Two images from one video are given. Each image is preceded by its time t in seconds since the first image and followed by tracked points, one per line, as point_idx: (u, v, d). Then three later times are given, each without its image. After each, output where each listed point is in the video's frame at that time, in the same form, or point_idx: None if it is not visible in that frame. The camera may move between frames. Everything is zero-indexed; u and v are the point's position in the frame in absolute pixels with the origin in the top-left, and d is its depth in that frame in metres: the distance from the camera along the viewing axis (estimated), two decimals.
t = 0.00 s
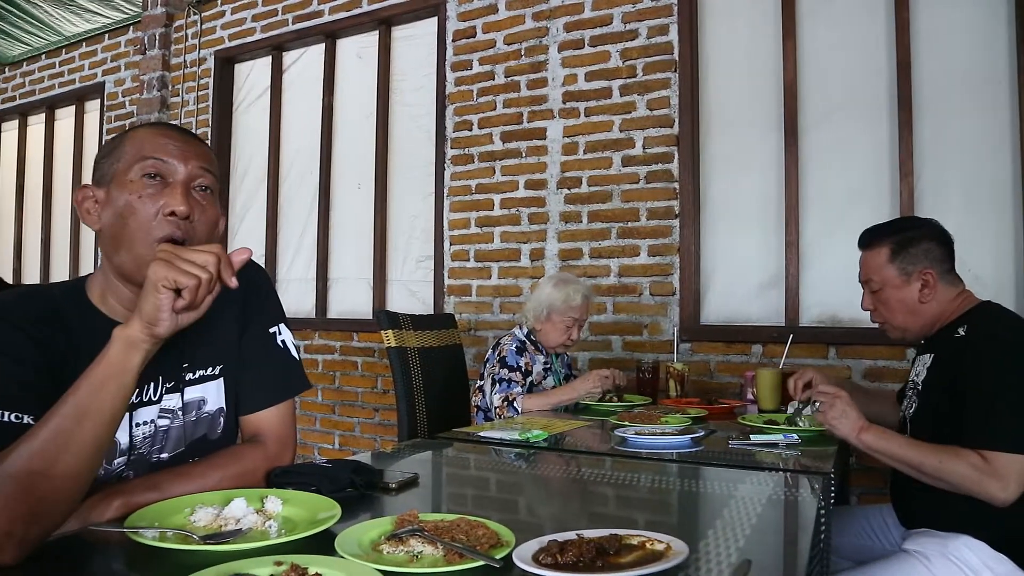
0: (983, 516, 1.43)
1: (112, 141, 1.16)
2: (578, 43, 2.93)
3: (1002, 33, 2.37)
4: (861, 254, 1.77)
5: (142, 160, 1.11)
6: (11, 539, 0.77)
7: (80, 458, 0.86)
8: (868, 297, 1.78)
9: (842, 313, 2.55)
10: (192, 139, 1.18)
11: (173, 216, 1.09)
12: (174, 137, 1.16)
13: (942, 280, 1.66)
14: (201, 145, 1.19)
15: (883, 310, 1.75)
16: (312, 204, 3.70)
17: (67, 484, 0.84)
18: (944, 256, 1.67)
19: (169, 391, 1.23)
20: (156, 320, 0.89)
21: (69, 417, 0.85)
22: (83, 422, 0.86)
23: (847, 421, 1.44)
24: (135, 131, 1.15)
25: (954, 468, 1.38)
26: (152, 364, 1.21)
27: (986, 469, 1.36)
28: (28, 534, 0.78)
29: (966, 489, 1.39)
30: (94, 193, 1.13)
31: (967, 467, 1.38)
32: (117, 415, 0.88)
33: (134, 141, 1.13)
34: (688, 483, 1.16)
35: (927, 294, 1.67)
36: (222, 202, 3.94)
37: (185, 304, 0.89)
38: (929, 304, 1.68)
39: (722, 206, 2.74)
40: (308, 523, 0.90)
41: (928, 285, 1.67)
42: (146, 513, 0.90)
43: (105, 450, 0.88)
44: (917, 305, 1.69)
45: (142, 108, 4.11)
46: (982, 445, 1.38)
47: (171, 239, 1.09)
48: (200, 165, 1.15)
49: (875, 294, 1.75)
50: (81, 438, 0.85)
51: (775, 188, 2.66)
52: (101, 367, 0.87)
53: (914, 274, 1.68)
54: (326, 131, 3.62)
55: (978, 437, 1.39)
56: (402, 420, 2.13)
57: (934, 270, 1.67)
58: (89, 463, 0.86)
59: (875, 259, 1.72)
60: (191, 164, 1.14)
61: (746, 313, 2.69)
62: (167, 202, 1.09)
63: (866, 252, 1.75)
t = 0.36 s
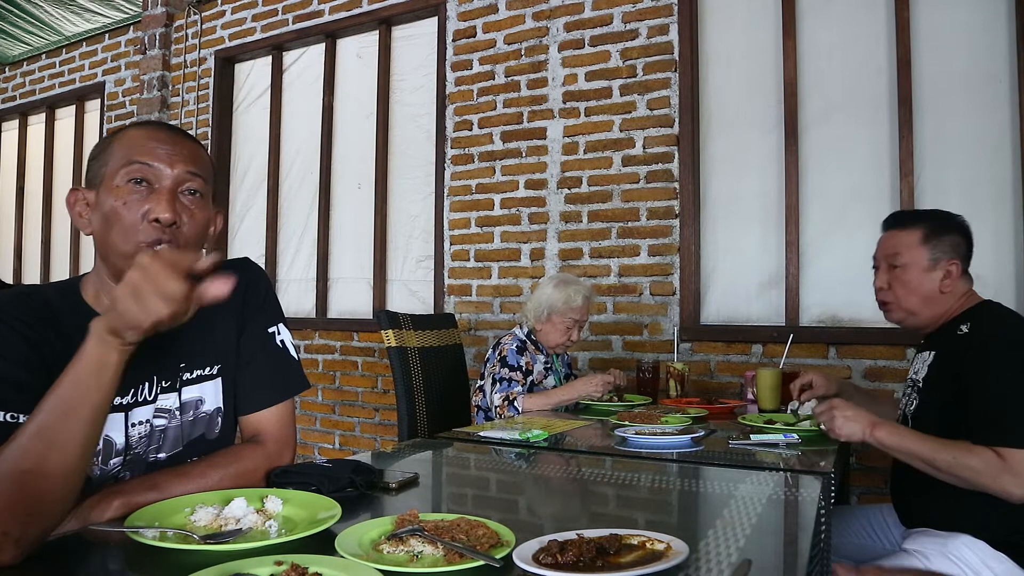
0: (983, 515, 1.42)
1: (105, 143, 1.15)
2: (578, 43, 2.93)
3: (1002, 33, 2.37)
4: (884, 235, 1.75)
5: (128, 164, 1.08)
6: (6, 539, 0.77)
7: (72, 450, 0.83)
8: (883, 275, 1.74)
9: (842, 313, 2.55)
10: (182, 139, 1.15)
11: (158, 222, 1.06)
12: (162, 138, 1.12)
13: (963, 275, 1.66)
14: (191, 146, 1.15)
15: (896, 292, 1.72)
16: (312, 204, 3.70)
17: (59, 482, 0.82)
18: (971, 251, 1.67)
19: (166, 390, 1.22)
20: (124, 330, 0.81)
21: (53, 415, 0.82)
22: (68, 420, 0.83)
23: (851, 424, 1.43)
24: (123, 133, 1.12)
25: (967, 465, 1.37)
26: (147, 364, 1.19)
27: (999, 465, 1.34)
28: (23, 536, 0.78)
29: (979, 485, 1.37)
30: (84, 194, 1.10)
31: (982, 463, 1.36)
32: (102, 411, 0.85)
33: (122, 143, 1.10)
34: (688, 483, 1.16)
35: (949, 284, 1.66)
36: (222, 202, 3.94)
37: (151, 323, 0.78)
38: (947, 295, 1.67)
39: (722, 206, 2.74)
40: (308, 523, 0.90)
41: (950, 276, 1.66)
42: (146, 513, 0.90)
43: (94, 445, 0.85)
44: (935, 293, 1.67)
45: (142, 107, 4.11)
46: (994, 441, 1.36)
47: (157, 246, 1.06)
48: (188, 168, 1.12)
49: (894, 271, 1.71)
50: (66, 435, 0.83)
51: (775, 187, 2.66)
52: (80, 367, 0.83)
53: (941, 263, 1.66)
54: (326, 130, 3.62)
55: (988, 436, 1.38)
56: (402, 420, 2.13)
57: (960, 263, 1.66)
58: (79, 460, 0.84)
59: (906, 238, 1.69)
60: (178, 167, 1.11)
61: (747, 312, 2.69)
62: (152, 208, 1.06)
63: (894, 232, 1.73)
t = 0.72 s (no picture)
0: (984, 515, 1.42)
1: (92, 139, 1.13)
2: (578, 43, 2.93)
3: (1002, 33, 2.36)
4: (912, 221, 1.72)
5: (132, 168, 1.07)
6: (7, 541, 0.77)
7: (67, 451, 0.83)
8: (903, 260, 1.70)
9: (842, 313, 2.55)
10: (179, 141, 1.15)
11: (167, 227, 1.05)
12: (161, 141, 1.12)
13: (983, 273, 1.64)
14: (189, 149, 1.16)
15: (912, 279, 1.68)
16: (312, 204, 3.70)
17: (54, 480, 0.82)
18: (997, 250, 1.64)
19: (165, 392, 1.21)
20: (115, 324, 0.81)
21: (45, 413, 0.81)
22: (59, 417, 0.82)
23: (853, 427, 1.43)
24: (119, 134, 1.10)
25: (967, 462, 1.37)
26: (146, 365, 1.18)
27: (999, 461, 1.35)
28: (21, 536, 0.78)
29: (978, 483, 1.37)
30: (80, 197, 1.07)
31: (982, 458, 1.36)
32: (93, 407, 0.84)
33: (121, 146, 1.09)
34: (688, 483, 1.16)
35: (968, 279, 1.63)
36: (222, 202, 3.94)
37: (143, 315, 0.78)
38: (964, 289, 1.64)
39: (722, 206, 2.74)
40: (308, 522, 0.90)
41: (971, 271, 1.63)
42: (146, 514, 0.90)
43: (88, 442, 0.85)
44: (952, 285, 1.64)
45: (142, 107, 4.11)
46: (996, 439, 1.37)
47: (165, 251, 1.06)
48: (191, 171, 1.13)
49: (915, 256, 1.67)
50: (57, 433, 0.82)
51: (776, 187, 2.66)
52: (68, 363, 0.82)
53: (964, 257, 1.63)
54: (326, 130, 3.62)
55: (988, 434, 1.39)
56: (403, 420, 2.13)
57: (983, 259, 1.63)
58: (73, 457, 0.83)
59: (935, 226, 1.66)
60: (182, 171, 1.11)
61: (747, 312, 2.69)
62: (161, 214, 1.05)
63: (924, 219, 1.69)
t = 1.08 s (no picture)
0: (985, 515, 1.41)
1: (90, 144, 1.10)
2: (578, 43, 2.93)
3: (1003, 33, 2.36)
4: (922, 219, 1.71)
5: (168, 192, 1.07)
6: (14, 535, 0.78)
7: (80, 449, 0.88)
8: (912, 258, 1.70)
9: (842, 312, 2.55)
10: (187, 159, 1.16)
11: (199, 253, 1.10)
12: (180, 163, 1.13)
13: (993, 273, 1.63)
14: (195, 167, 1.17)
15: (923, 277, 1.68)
16: (312, 204, 3.70)
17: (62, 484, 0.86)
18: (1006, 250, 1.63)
19: (146, 399, 1.22)
20: (152, 333, 0.92)
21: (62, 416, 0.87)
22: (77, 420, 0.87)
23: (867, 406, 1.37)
24: (144, 153, 1.08)
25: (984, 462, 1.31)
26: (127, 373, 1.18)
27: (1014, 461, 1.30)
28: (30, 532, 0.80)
29: (995, 483, 1.31)
30: (105, 216, 1.05)
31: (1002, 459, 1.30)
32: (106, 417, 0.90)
33: (153, 168, 1.07)
34: (689, 482, 1.16)
35: (977, 278, 1.63)
36: (222, 202, 3.94)
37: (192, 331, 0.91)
38: (972, 288, 1.64)
39: (722, 207, 2.74)
40: (308, 522, 0.90)
41: (980, 270, 1.63)
42: (147, 513, 0.91)
43: (98, 445, 0.90)
44: (961, 284, 1.64)
45: (142, 107, 4.11)
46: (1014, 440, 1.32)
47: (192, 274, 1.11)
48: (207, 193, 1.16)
49: (924, 255, 1.67)
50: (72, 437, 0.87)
51: (776, 188, 2.66)
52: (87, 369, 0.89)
53: (973, 256, 1.63)
54: (326, 130, 3.62)
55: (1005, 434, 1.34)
56: (403, 420, 2.13)
57: (993, 259, 1.62)
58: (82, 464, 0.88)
59: (944, 225, 1.65)
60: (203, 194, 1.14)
61: (747, 312, 2.69)
62: (196, 239, 1.09)
63: (933, 217, 1.69)
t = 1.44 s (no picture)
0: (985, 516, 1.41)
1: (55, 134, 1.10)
2: (578, 43, 2.93)
3: (1002, 33, 2.36)
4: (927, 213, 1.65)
5: (130, 176, 1.08)
6: (11, 533, 0.82)
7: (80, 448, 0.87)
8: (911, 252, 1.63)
9: (842, 312, 2.55)
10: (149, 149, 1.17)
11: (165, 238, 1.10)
12: (142, 151, 1.13)
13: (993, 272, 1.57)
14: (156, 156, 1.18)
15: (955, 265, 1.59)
16: (312, 204, 3.70)
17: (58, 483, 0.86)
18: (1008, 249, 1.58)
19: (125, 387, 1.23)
20: (161, 332, 0.90)
21: (58, 421, 0.86)
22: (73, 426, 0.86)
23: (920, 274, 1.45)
24: (103, 140, 1.09)
25: (938, 385, 1.37)
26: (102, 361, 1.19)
27: (960, 398, 1.37)
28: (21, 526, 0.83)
29: (926, 394, 1.39)
30: (66, 203, 1.05)
31: (955, 389, 1.37)
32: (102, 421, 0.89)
33: (114, 154, 1.08)
34: (689, 482, 1.16)
35: (978, 276, 1.57)
36: (222, 202, 3.94)
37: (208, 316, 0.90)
38: (972, 285, 1.58)
39: (723, 207, 2.74)
40: (307, 522, 0.90)
41: (981, 268, 1.56)
42: (148, 513, 0.91)
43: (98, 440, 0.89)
44: (962, 280, 1.58)
45: (142, 107, 4.10)
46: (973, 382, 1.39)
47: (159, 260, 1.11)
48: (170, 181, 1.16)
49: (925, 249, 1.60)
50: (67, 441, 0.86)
51: (776, 188, 2.66)
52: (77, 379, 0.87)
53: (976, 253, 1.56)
54: (326, 130, 3.62)
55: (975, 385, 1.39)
56: (403, 420, 2.13)
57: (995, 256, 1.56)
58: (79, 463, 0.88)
59: (949, 219, 1.59)
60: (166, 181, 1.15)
61: (747, 312, 2.69)
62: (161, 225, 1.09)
63: (936, 212, 1.63)
